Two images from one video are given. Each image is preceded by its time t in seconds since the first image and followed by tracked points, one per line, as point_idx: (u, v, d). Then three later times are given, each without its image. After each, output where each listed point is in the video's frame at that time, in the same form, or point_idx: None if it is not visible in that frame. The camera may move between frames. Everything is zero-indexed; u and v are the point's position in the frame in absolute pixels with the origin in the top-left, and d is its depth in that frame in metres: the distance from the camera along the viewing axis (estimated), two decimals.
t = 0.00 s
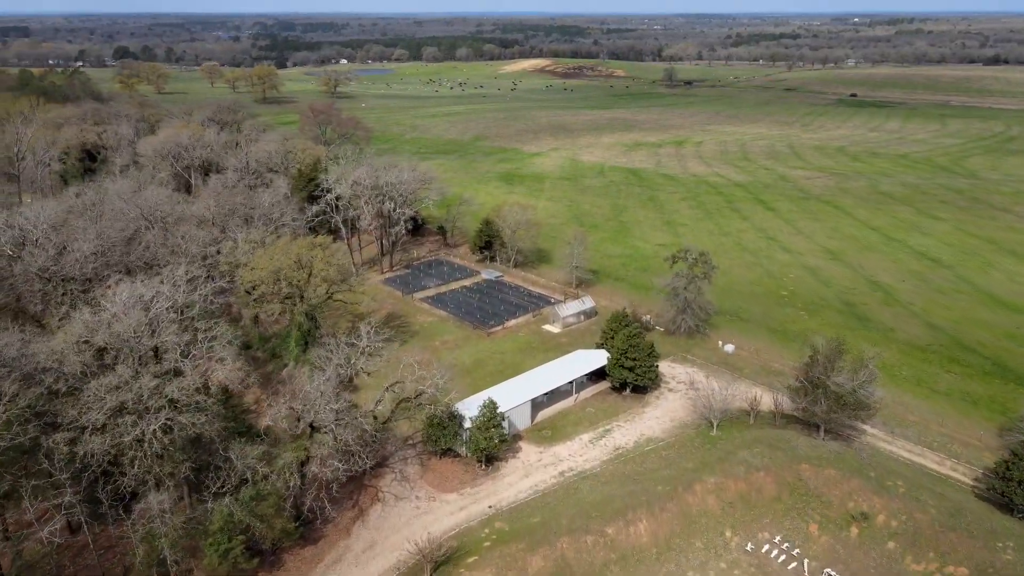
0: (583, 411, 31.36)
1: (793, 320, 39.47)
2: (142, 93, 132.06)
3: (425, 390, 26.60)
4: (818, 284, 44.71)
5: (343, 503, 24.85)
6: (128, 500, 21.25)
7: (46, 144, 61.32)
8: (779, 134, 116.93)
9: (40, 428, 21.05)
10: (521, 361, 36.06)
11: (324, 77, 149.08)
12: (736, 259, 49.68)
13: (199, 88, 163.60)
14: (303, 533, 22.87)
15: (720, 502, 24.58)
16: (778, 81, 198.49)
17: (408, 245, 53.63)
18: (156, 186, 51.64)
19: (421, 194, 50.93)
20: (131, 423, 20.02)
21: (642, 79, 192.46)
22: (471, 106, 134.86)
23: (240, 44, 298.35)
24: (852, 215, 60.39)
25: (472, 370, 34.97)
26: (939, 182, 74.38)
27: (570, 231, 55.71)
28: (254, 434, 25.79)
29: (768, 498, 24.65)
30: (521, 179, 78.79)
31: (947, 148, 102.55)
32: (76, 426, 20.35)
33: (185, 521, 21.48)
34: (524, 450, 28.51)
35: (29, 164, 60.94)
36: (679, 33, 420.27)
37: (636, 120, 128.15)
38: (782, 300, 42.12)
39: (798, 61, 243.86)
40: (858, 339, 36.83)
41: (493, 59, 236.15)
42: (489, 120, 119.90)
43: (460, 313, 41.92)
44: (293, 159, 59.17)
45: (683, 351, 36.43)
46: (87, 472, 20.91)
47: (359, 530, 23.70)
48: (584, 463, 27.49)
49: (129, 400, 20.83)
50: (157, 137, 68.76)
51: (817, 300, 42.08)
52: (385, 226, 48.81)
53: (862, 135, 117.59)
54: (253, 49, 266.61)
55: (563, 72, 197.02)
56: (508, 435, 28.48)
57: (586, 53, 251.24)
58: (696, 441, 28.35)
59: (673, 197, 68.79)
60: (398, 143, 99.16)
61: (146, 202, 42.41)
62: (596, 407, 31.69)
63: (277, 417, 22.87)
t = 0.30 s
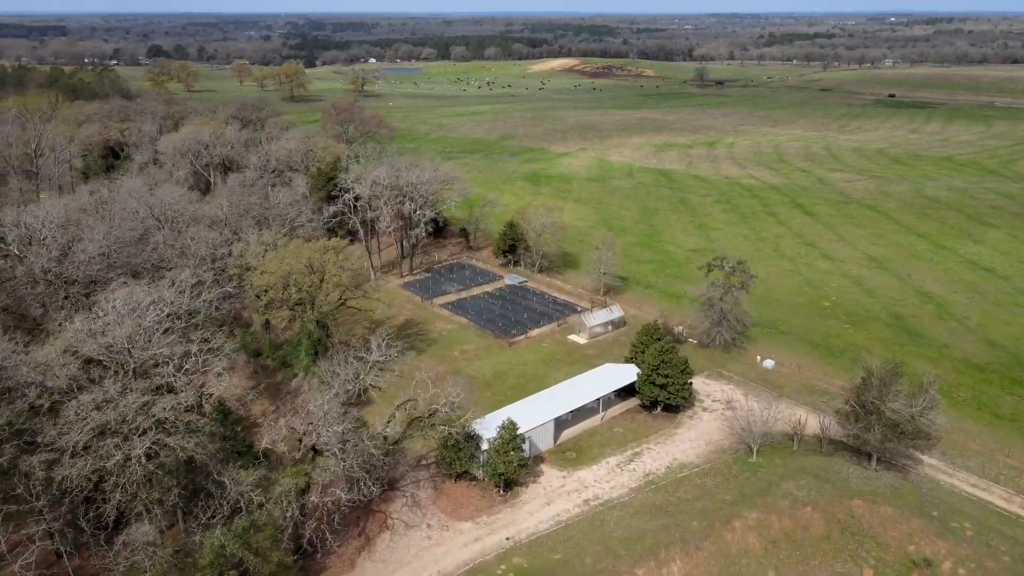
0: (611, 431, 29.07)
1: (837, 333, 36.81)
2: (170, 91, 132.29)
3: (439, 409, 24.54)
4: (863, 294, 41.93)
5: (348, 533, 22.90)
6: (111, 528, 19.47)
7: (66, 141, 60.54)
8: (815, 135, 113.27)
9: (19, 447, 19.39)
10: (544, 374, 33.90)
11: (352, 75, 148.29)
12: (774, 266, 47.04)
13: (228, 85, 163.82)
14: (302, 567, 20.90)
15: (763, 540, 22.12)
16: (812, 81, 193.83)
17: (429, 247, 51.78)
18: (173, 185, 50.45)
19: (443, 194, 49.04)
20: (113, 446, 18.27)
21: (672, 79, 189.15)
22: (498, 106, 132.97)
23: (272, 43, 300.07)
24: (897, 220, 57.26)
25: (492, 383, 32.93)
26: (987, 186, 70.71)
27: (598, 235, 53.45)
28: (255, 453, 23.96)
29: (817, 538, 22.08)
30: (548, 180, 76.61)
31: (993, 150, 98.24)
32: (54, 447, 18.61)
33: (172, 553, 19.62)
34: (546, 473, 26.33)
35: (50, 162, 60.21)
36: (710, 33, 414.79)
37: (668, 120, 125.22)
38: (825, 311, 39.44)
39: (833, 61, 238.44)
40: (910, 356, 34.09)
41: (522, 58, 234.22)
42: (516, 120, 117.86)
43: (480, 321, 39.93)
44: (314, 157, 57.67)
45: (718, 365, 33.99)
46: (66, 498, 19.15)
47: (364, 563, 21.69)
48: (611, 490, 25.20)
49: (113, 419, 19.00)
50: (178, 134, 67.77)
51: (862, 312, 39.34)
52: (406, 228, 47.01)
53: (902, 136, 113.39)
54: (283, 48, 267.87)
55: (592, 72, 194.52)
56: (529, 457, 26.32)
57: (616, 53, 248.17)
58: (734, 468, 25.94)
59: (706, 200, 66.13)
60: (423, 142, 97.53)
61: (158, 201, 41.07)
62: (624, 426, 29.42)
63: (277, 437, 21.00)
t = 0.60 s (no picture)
0: (638, 455, 26.80)
1: (884, 349, 34.16)
2: (198, 89, 132.47)
3: (451, 432, 22.53)
4: (911, 306, 39.14)
5: (349, 568, 20.93)
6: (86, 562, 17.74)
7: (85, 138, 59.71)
8: (851, 136, 109.53)
9: None
10: (568, 390, 31.75)
11: (378, 74, 147.31)
12: (813, 275, 44.37)
13: (256, 84, 163.64)
14: None
15: None
16: (847, 81, 188.99)
17: (450, 250, 49.90)
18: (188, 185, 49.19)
19: (464, 195, 47.11)
20: (87, 473, 16.56)
21: (703, 79, 185.62)
22: (525, 105, 130.92)
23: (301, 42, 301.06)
24: (944, 226, 54.13)
25: (511, 399, 30.87)
26: None
27: (626, 240, 51.16)
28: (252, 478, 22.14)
29: None
30: (574, 181, 74.36)
31: None
32: (23, 472, 16.91)
33: None
34: (568, 502, 24.19)
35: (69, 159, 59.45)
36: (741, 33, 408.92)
37: (698, 120, 122.23)
38: (870, 325, 36.77)
39: (869, 61, 232.67)
40: (965, 377, 31.36)
41: (549, 57, 231.91)
42: (544, 119, 115.71)
43: (501, 330, 37.92)
44: (333, 156, 56.09)
45: (755, 383, 31.56)
46: (37, 528, 17.44)
47: None
48: (639, 524, 22.94)
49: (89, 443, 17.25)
50: (199, 131, 66.71)
51: (910, 326, 36.58)
52: (425, 230, 45.19)
53: (943, 138, 109.19)
54: (313, 47, 268.77)
55: (621, 71, 191.64)
56: (549, 485, 24.20)
57: (645, 52, 244.83)
58: (775, 501, 23.57)
59: (740, 203, 63.43)
60: (448, 141, 95.79)
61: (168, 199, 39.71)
62: (654, 449, 27.16)
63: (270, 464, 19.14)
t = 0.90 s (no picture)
0: (665, 482, 24.58)
1: (932, 368, 31.56)
2: (222, 87, 131.97)
3: (460, 459, 20.54)
4: (960, 320, 36.42)
5: None
6: None
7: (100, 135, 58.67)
8: (886, 138, 105.82)
9: None
10: (589, 408, 29.61)
11: (402, 73, 145.95)
12: (852, 284, 41.74)
13: (280, 82, 163.15)
14: None
15: None
16: (880, 82, 184.16)
17: (469, 254, 47.95)
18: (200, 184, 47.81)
19: (483, 197, 45.16)
20: (50, 509, 14.84)
21: (731, 79, 181.97)
22: (549, 105, 128.72)
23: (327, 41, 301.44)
24: (991, 234, 51.06)
25: (529, 418, 28.78)
26: None
27: (652, 245, 48.86)
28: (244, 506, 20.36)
29: None
30: (599, 182, 72.04)
31: None
32: None
33: None
34: (589, 535, 22.09)
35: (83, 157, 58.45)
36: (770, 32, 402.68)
37: (727, 121, 119.16)
38: (916, 340, 34.15)
39: (902, 60, 226.99)
40: None
41: (575, 57, 229.40)
42: (568, 119, 113.40)
43: (519, 340, 35.89)
44: (350, 156, 54.40)
45: (792, 403, 29.16)
46: None
47: None
48: (667, 563, 20.76)
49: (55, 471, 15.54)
50: (215, 129, 65.44)
51: (960, 342, 33.89)
52: (442, 233, 43.35)
53: (984, 140, 105.02)
54: (338, 46, 268.63)
55: (647, 71, 188.64)
56: (568, 516, 22.12)
57: (672, 52, 241.38)
58: (818, 540, 21.24)
59: (771, 207, 60.75)
60: (470, 141, 93.93)
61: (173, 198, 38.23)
62: (683, 476, 24.91)
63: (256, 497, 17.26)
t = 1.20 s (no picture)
0: (692, 515, 22.44)
1: (984, 389, 29.06)
2: (243, 85, 131.38)
3: (465, 492, 18.61)
4: (1011, 336, 33.81)
5: None
6: None
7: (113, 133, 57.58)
8: (920, 140, 102.33)
9: None
10: (610, 428, 27.56)
11: (423, 72, 144.57)
12: (891, 296, 39.22)
13: (301, 80, 162.57)
14: None
15: None
16: (911, 82, 179.60)
17: (485, 259, 46.09)
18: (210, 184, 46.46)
19: (502, 199, 43.20)
20: None
21: (757, 79, 178.57)
22: (571, 105, 126.57)
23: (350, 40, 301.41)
24: None
25: (544, 439, 26.80)
26: None
27: (677, 250, 46.63)
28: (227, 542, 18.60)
29: None
30: (621, 184, 69.83)
31: None
32: None
33: None
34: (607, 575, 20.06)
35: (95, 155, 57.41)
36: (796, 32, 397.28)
37: (754, 121, 116.18)
38: (965, 358, 31.60)
39: (934, 60, 221.60)
40: None
41: (598, 57, 226.97)
42: (591, 119, 111.15)
43: (535, 352, 33.94)
44: (365, 156, 52.77)
45: (831, 426, 26.86)
46: None
47: None
48: None
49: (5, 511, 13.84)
50: (230, 127, 64.19)
51: (1013, 361, 31.34)
52: (457, 237, 41.47)
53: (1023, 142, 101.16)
54: (361, 45, 268.44)
55: (672, 71, 185.76)
56: (585, 555, 20.14)
57: (697, 52, 238.11)
58: None
59: (802, 211, 58.20)
60: (490, 141, 92.05)
61: (176, 198, 36.74)
62: (712, 508, 22.75)
63: (233, 538, 15.53)
